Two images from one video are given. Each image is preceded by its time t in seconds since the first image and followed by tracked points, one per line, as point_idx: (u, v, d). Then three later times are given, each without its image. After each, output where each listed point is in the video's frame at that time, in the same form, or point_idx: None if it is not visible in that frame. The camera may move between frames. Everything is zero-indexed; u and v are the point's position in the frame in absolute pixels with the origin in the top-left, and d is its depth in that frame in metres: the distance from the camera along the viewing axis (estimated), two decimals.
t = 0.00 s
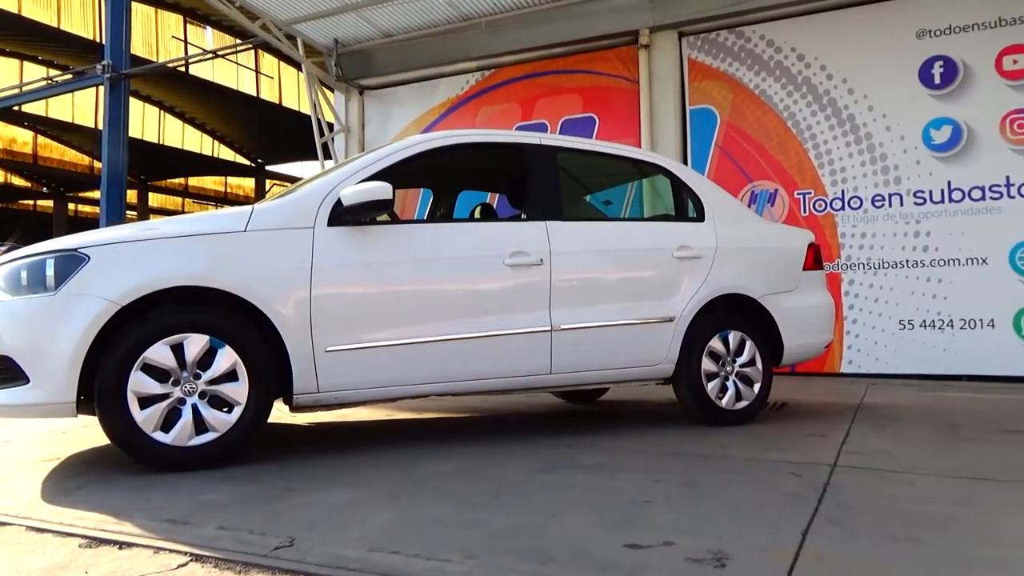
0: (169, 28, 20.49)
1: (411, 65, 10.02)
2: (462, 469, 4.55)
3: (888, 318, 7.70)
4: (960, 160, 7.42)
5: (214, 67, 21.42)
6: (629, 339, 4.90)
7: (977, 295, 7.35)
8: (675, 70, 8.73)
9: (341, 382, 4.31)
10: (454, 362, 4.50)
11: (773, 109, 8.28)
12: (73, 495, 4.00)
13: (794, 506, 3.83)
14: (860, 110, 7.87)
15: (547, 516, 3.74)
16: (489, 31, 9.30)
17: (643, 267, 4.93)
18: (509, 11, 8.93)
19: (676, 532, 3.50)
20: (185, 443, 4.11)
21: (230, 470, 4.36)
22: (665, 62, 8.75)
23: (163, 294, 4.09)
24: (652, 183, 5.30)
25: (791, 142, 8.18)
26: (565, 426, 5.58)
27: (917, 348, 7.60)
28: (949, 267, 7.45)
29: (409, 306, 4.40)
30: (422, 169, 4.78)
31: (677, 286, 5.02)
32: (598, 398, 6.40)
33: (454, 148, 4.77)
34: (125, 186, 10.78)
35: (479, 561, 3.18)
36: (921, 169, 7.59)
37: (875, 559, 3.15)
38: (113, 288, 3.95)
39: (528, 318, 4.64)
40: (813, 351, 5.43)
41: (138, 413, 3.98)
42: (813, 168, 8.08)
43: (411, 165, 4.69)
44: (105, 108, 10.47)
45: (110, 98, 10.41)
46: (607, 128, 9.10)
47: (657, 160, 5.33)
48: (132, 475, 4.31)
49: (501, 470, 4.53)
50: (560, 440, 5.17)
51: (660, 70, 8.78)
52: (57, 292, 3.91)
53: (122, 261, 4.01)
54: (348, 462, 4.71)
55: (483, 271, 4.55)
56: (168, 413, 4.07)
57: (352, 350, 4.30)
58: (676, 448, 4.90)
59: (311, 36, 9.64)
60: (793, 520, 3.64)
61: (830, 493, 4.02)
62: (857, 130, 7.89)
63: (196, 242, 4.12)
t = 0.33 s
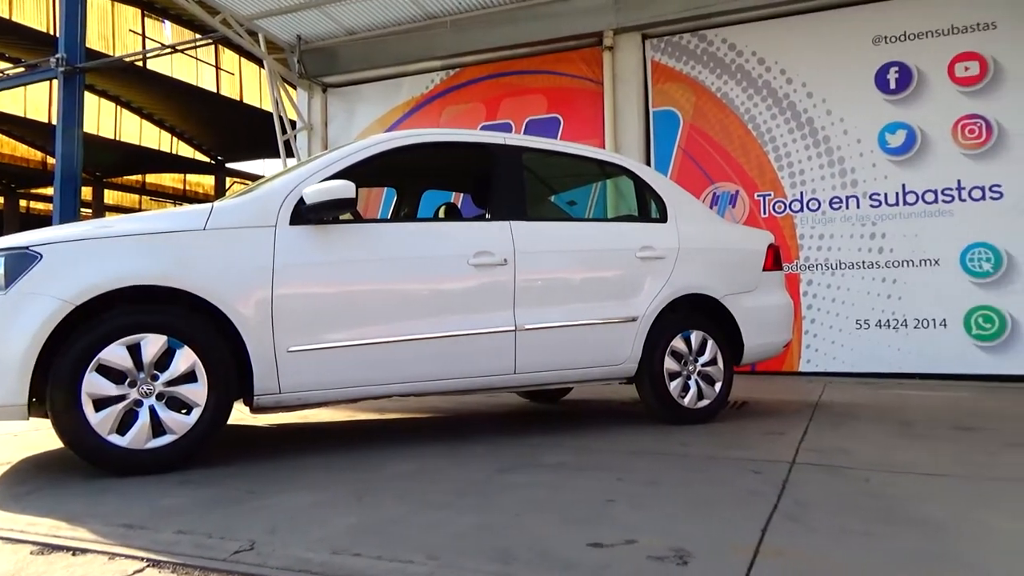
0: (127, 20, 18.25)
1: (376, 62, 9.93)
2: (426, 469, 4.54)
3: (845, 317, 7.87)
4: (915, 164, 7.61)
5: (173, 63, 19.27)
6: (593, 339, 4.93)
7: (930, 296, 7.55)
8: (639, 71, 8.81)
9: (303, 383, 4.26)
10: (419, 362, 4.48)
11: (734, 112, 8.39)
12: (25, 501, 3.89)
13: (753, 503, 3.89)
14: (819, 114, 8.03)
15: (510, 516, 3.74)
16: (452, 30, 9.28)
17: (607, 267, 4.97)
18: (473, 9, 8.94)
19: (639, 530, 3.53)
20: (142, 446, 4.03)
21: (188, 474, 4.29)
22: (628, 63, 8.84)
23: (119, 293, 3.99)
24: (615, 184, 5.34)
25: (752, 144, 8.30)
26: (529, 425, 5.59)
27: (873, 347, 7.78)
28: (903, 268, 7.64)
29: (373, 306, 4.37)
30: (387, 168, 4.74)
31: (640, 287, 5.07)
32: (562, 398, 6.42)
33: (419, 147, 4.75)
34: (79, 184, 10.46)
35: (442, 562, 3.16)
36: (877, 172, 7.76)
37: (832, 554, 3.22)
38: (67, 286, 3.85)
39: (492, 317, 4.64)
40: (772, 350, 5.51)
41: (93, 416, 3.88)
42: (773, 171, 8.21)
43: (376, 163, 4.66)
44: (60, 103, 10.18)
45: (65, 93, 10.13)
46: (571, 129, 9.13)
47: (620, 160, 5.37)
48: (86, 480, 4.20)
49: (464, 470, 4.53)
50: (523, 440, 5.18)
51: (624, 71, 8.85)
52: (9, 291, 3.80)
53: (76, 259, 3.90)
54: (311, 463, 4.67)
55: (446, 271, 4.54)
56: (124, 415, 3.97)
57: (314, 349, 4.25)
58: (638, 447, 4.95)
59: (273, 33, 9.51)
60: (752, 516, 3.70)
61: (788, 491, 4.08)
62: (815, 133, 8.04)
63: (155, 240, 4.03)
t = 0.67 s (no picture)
0: (83, 14, 17.42)
1: (339, 59, 9.86)
2: (389, 470, 4.50)
3: (804, 317, 8.01)
4: (872, 167, 7.78)
5: (132, 57, 18.89)
6: (558, 339, 4.94)
7: (887, 296, 7.72)
8: (604, 73, 8.87)
9: (265, 384, 4.20)
10: (383, 362, 4.45)
11: (697, 114, 8.49)
12: None
13: (715, 500, 3.93)
14: (779, 117, 8.16)
15: (475, 516, 3.74)
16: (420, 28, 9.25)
17: (572, 267, 4.99)
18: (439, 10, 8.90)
19: (603, 529, 3.55)
20: (97, 449, 3.93)
21: (146, 477, 4.20)
22: (594, 64, 8.88)
23: (75, 292, 3.90)
24: (580, 185, 5.36)
25: (715, 146, 8.40)
26: (493, 425, 5.59)
27: (831, 347, 7.93)
28: (860, 269, 7.80)
29: (336, 306, 4.33)
30: (352, 166, 4.70)
31: (604, 287, 5.10)
32: (526, 398, 6.43)
33: (385, 146, 4.73)
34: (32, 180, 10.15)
35: (407, 564, 3.14)
36: (835, 174, 7.92)
37: (792, 550, 3.27)
38: (19, 286, 3.73)
39: (457, 317, 4.63)
40: (734, 349, 5.58)
41: (46, 419, 3.78)
42: (735, 173, 8.32)
43: (342, 162, 4.62)
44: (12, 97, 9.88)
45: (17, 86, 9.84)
46: (536, 129, 9.14)
47: (585, 161, 5.40)
48: (40, 484, 4.09)
49: (428, 471, 4.50)
50: (487, 440, 5.17)
51: (589, 72, 8.90)
52: None
53: (30, 258, 3.79)
54: (272, 465, 4.60)
55: (411, 271, 4.51)
56: (79, 418, 3.88)
57: (276, 350, 4.20)
58: (602, 446, 4.97)
59: (235, 28, 9.38)
60: (713, 514, 3.74)
61: (749, 487, 4.14)
62: (776, 136, 8.17)
63: (112, 239, 3.94)
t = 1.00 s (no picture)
0: (38, 7, 16.99)
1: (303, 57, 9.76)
2: (354, 472, 4.46)
3: (766, 318, 8.14)
4: (832, 171, 7.92)
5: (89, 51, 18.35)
6: (524, 340, 4.95)
7: (846, 297, 7.87)
8: (570, 74, 8.90)
9: (228, 386, 4.13)
10: (348, 364, 4.41)
11: (663, 117, 8.57)
12: None
13: (679, 499, 3.97)
14: (742, 120, 8.27)
15: (441, 517, 3.72)
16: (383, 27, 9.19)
17: (538, 267, 5.01)
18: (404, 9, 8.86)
19: (568, 528, 3.56)
20: (52, 453, 3.83)
21: (103, 482, 4.11)
22: (560, 66, 8.92)
23: (29, 292, 3.79)
24: (547, 186, 5.38)
25: (680, 149, 8.49)
26: (459, 426, 5.57)
27: (792, 347, 8.06)
28: (820, 270, 7.95)
29: (301, 306, 4.28)
30: (317, 165, 4.66)
31: (571, 287, 5.12)
32: (493, 398, 6.42)
33: (352, 145, 4.69)
34: None
35: (371, 567, 3.12)
36: (796, 178, 8.05)
37: (754, 548, 3.31)
38: None
39: (423, 318, 4.61)
40: (698, 349, 5.64)
41: None
42: (699, 175, 8.42)
43: (307, 161, 4.58)
44: None
45: None
46: (503, 130, 9.14)
47: (552, 162, 5.42)
48: None
49: (393, 473, 4.47)
50: (453, 441, 5.16)
51: (556, 74, 8.93)
52: None
53: None
54: (234, 468, 4.53)
55: (376, 271, 4.48)
56: (33, 421, 3.77)
57: (239, 352, 4.14)
58: (567, 446, 4.99)
59: (197, 24, 9.23)
60: (677, 513, 3.78)
61: (712, 486, 4.19)
62: (739, 139, 8.28)
63: (69, 237, 3.83)
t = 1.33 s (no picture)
0: None
1: (268, 54, 9.63)
2: (319, 474, 4.42)
3: (730, 318, 8.24)
4: (795, 173, 8.05)
5: (47, 44, 17.93)
6: (492, 340, 4.95)
7: (808, 298, 8.01)
8: (538, 75, 8.92)
9: (191, 387, 4.06)
10: (314, 365, 4.36)
11: (630, 119, 8.63)
12: None
13: (645, 498, 4.00)
14: (708, 123, 8.36)
15: (408, 518, 3.70)
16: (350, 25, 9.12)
17: (506, 267, 5.01)
18: (370, 7, 8.81)
19: (535, 529, 3.56)
20: (6, 457, 3.72)
21: (59, 486, 4.01)
22: (528, 66, 8.93)
23: None
24: (515, 186, 5.37)
25: (646, 150, 8.56)
26: (425, 427, 5.55)
27: (755, 347, 8.17)
28: (783, 271, 8.07)
29: (265, 307, 4.22)
30: (283, 163, 4.59)
31: (538, 287, 5.13)
32: (460, 399, 6.41)
33: (318, 143, 4.64)
34: None
35: (336, 569, 3.09)
36: (760, 180, 8.17)
37: (718, 545, 3.35)
38: None
39: (390, 318, 4.59)
40: (663, 349, 5.69)
41: None
42: (665, 176, 8.49)
43: (273, 159, 4.52)
44: None
45: None
46: (470, 129, 9.12)
47: (519, 163, 5.41)
48: None
49: (359, 474, 4.43)
50: (419, 442, 5.13)
51: (523, 74, 8.93)
52: None
53: None
54: (195, 470, 4.45)
55: (343, 270, 4.44)
56: None
57: (202, 353, 4.07)
58: (534, 446, 4.99)
59: (159, 18, 9.07)
60: (643, 511, 3.80)
61: (677, 484, 4.23)
62: (705, 141, 8.37)
63: (24, 235, 3.72)
